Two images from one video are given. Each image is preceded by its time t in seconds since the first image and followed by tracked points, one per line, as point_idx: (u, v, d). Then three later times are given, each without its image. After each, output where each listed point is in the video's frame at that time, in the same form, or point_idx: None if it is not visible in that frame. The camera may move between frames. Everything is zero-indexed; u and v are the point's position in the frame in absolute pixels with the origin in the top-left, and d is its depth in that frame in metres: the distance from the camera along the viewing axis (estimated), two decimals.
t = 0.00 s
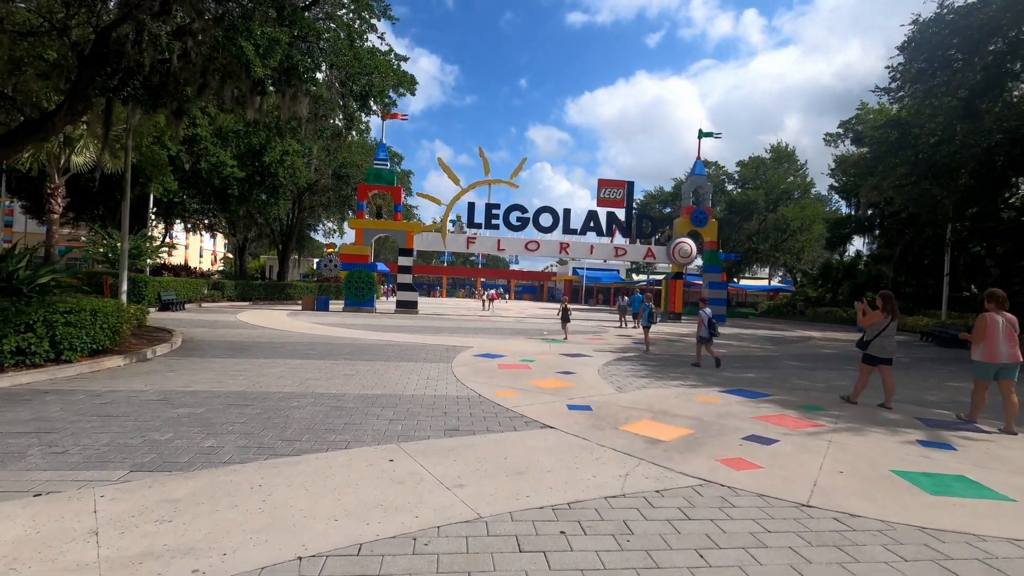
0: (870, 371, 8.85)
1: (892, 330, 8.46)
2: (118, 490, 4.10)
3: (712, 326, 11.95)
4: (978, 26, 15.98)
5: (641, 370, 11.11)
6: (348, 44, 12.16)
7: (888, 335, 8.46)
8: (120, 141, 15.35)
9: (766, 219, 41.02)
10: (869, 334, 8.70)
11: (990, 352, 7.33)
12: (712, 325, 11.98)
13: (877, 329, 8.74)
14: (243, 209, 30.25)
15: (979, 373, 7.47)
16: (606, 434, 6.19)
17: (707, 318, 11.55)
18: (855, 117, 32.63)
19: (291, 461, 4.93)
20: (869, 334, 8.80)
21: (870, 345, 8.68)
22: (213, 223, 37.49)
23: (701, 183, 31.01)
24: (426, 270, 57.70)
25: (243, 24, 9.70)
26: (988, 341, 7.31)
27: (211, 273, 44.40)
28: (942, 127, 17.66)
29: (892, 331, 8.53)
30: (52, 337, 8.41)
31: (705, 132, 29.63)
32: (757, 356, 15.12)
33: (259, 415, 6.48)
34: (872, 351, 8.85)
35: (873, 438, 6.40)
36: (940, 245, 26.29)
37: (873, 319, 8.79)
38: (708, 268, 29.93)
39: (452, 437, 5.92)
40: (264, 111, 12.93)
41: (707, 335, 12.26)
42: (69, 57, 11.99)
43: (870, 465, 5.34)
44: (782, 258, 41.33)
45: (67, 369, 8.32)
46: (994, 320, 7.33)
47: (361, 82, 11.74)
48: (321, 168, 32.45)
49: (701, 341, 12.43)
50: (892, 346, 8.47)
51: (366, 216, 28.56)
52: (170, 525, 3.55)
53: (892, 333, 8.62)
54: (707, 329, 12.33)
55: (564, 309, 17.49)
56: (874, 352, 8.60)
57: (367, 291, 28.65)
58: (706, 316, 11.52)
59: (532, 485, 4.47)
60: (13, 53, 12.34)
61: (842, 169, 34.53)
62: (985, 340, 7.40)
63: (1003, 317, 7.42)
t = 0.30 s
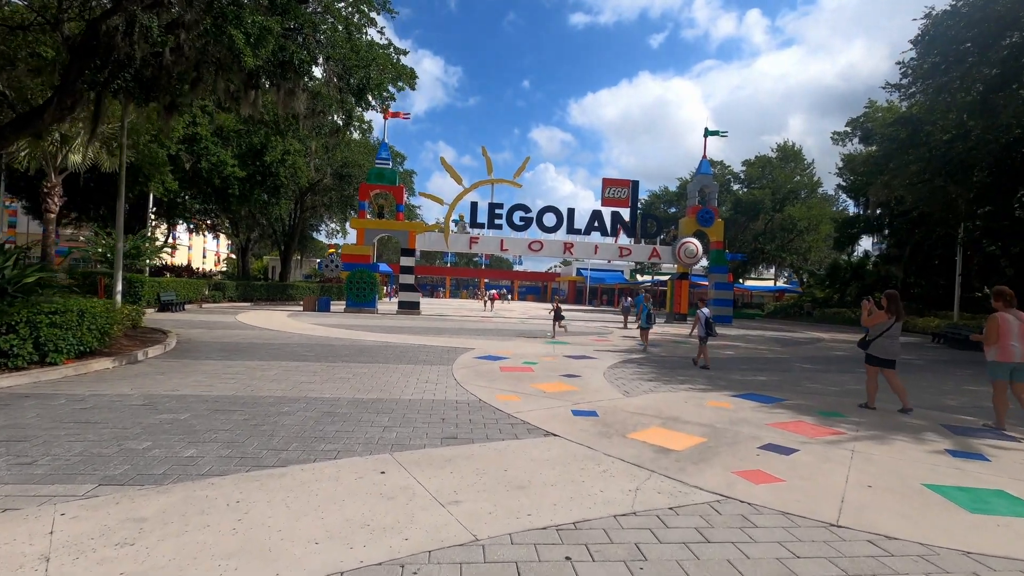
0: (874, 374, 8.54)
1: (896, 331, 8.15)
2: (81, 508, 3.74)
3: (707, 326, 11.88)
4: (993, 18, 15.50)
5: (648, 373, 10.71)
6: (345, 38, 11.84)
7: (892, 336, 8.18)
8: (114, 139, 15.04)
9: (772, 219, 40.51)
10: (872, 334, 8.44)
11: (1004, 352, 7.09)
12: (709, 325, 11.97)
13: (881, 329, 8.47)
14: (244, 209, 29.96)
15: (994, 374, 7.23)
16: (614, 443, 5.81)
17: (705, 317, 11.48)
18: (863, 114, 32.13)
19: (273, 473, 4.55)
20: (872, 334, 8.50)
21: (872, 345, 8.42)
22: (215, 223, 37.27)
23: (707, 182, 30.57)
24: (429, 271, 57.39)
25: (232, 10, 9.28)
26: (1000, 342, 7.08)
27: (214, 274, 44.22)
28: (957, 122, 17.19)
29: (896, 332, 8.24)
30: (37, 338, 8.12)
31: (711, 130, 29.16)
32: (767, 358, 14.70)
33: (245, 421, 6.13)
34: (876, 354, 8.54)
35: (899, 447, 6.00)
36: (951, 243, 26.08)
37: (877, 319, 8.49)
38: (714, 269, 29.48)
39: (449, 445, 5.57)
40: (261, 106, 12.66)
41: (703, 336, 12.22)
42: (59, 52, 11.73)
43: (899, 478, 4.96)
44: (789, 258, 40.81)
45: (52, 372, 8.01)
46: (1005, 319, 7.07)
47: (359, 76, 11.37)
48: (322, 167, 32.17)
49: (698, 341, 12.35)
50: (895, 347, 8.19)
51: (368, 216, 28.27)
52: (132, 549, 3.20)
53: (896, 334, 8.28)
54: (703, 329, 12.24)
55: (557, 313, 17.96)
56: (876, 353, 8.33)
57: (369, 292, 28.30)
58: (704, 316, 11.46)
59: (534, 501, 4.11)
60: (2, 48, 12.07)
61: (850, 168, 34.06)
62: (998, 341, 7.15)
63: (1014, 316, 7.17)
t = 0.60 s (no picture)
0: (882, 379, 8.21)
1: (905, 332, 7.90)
2: (32, 536, 3.40)
3: (703, 325, 11.79)
4: (1007, 12, 15.11)
5: (653, 379, 10.33)
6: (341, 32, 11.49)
7: (898, 339, 7.94)
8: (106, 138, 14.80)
9: (778, 219, 40.02)
10: (877, 338, 8.22)
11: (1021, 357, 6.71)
12: (705, 326, 12.03)
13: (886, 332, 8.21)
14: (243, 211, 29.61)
15: (1012, 380, 6.86)
16: (618, 457, 5.45)
17: (701, 318, 11.41)
18: (870, 112, 31.66)
19: (250, 493, 4.20)
20: (878, 337, 8.23)
21: (878, 349, 8.20)
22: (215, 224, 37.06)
23: (712, 182, 30.14)
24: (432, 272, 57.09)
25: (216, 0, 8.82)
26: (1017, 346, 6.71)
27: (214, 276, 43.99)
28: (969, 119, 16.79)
29: (903, 335, 8.01)
30: (17, 344, 7.82)
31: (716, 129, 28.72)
32: (776, 361, 14.30)
33: (227, 433, 5.78)
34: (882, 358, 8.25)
35: (923, 461, 5.62)
36: (960, 243, 25.94)
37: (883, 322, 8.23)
38: (719, 269, 29.05)
39: (442, 460, 5.20)
40: (255, 104, 12.39)
41: (700, 337, 12.15)
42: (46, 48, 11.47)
43: (928, 497, 4.58)
44: (794, 258, 40.30)
45: (33, 379, 7.71)
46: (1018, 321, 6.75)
47: (353, 71, 11.01)
48: (322, 168, 31.89)
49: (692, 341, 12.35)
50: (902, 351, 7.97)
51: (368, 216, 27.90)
52: None
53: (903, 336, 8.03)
54: (699, 330, 12.22)
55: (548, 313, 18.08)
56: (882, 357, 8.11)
57: (369, 293, 28.00)
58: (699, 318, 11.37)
59: (531, 527, 3.76)
60: None
61: (856, 167, 33.59)
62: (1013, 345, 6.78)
63: None
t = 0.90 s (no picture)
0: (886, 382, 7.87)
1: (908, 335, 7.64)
2: None
3: (695, 325, 11.66)
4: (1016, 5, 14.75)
5: (655, 382, 9.97)
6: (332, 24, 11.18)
7: (902, 341, 7.68)
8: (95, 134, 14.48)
9: (780, 219, 39.63)
10: (881, 340, 7.96)
11: None
12: (697, 325, 11.92)
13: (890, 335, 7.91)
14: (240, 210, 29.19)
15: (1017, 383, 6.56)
16: (617, 467, 5.10)
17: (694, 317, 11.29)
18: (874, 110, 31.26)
19: (213, 510, 3.85)
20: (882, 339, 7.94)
21: (882, 351, 7.90)
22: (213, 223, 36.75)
23: (714, 181, 29.74)
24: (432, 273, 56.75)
25: None
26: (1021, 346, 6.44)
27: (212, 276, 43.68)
28: (976, 116, 16.45)
29: (906, 337, 7.75)
30: None
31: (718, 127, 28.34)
32: (780, 363, 13.93)
33: (202, 441, 5.43)
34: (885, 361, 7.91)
35: (942, 471, 5.27)
36: (965, 242, 25.67)
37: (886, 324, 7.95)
38: (721, 270, 28.66)
39: (428, 470, 4.86)
40: (246, 98, 12.09)
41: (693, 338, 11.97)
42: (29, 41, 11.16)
43: (952, 514, 4.23)
44: (797, 258, 39.89)
45: (7, 382, 7.39)
46: None
47: (343, 63, 10.69)
48: (320, 167, 31.56)
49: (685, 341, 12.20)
50: (905, 353, 7.68)
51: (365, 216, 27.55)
52: None
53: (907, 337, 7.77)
54: (692, 330, 12.09)
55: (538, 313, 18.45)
56: (885, 359, 7.83)
57: (367, 293, 27.63)
58: (691, 317, 11.27)
59: (519, 548, 3.42)
60: None
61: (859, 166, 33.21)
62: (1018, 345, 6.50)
63: None
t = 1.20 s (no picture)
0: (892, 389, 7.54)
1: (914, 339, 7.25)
2: None
3: (687, 326, 11.54)
4: None
5: (658, 388, 9.61)
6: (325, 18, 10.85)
7: (908, 344, 7.33)
8: (85, 134, 14.19)
9: (784, 220, 39.25)
10: (887, 344, 7.64)
11: None
12: (689, 326, 11.78)
13: (897, 338, 7.55)
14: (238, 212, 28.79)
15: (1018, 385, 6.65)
16: (617, 484, 4.74)
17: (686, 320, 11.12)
18: (879, 109, 30.87)
19: (171, 539, 3.47)
20: (888, 343, 7.59)
21: (889, 356, 7.54)
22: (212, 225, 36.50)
23: (716, 182, 29.38)
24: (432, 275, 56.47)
25: None
26: None
27: (212, 279, 43.43)
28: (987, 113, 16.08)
29: (913, 340, 7.40)
30: None
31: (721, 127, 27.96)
32: (786, 367, 13.57)
33: (173, 455, 5.06)
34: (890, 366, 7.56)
35: (968, 489, 4.89)
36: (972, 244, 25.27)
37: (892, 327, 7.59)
38: (724, 271, 28.26)
39: (414, 489, 4.50)
40: (237, 97, 11.80)
41: (684, 339, 11.89)
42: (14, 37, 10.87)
43: (985, 540, 3.86)
44: (800, 260, 39.48)
45: None
46: None
47: (333, 57, 10.32)
48: (318, 168, 31.26)
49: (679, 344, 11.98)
50: (912, 357, 7.32)
51: (364, 217, 27.23)
52: None
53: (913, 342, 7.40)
54: (683, 332, 11.93)
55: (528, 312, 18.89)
56: (891, 364, 7.50)
57: (364, 296, 27.35)
58: (685, 320, 11.10)
59: None
60: None
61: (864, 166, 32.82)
62: None
63: None
